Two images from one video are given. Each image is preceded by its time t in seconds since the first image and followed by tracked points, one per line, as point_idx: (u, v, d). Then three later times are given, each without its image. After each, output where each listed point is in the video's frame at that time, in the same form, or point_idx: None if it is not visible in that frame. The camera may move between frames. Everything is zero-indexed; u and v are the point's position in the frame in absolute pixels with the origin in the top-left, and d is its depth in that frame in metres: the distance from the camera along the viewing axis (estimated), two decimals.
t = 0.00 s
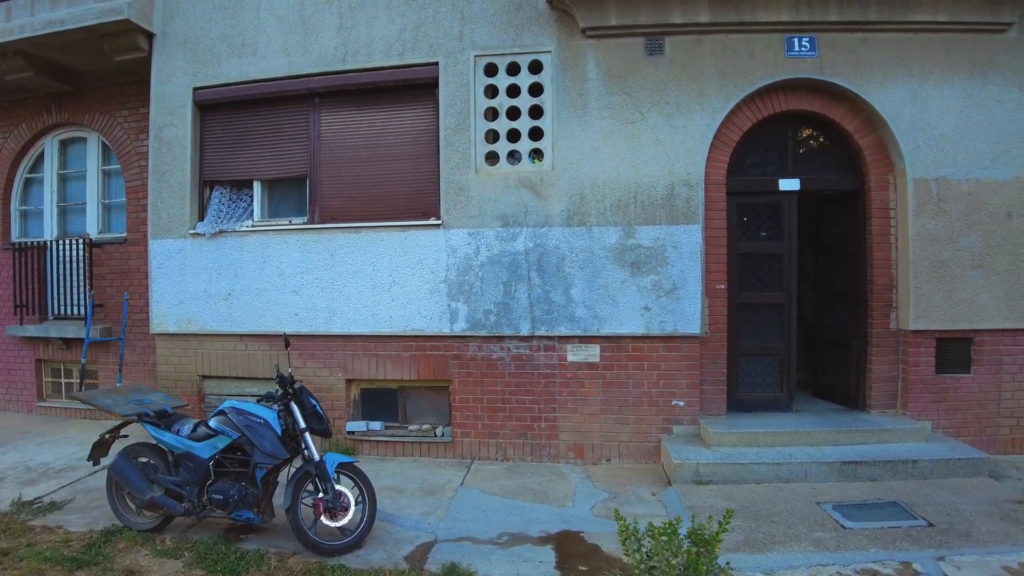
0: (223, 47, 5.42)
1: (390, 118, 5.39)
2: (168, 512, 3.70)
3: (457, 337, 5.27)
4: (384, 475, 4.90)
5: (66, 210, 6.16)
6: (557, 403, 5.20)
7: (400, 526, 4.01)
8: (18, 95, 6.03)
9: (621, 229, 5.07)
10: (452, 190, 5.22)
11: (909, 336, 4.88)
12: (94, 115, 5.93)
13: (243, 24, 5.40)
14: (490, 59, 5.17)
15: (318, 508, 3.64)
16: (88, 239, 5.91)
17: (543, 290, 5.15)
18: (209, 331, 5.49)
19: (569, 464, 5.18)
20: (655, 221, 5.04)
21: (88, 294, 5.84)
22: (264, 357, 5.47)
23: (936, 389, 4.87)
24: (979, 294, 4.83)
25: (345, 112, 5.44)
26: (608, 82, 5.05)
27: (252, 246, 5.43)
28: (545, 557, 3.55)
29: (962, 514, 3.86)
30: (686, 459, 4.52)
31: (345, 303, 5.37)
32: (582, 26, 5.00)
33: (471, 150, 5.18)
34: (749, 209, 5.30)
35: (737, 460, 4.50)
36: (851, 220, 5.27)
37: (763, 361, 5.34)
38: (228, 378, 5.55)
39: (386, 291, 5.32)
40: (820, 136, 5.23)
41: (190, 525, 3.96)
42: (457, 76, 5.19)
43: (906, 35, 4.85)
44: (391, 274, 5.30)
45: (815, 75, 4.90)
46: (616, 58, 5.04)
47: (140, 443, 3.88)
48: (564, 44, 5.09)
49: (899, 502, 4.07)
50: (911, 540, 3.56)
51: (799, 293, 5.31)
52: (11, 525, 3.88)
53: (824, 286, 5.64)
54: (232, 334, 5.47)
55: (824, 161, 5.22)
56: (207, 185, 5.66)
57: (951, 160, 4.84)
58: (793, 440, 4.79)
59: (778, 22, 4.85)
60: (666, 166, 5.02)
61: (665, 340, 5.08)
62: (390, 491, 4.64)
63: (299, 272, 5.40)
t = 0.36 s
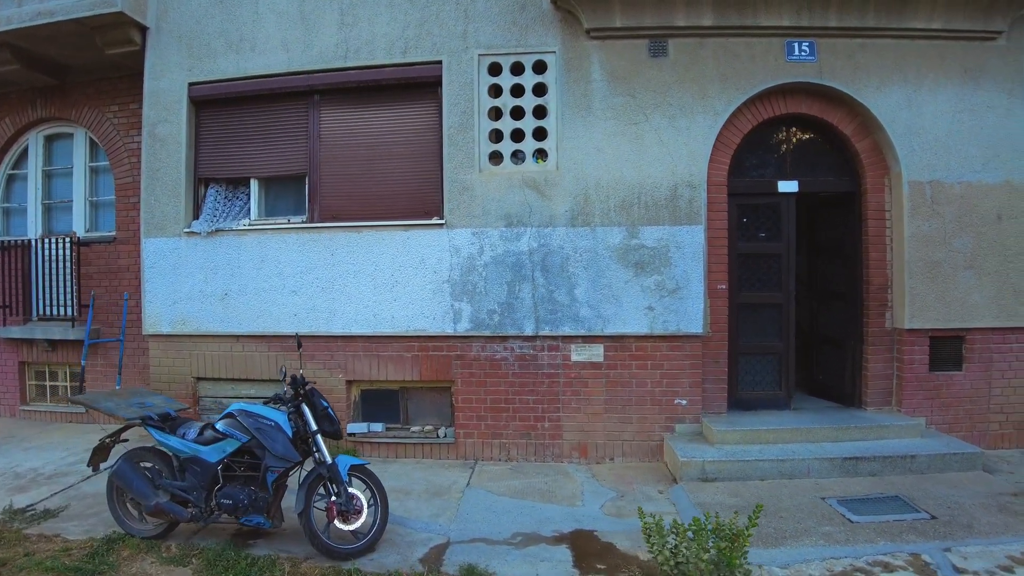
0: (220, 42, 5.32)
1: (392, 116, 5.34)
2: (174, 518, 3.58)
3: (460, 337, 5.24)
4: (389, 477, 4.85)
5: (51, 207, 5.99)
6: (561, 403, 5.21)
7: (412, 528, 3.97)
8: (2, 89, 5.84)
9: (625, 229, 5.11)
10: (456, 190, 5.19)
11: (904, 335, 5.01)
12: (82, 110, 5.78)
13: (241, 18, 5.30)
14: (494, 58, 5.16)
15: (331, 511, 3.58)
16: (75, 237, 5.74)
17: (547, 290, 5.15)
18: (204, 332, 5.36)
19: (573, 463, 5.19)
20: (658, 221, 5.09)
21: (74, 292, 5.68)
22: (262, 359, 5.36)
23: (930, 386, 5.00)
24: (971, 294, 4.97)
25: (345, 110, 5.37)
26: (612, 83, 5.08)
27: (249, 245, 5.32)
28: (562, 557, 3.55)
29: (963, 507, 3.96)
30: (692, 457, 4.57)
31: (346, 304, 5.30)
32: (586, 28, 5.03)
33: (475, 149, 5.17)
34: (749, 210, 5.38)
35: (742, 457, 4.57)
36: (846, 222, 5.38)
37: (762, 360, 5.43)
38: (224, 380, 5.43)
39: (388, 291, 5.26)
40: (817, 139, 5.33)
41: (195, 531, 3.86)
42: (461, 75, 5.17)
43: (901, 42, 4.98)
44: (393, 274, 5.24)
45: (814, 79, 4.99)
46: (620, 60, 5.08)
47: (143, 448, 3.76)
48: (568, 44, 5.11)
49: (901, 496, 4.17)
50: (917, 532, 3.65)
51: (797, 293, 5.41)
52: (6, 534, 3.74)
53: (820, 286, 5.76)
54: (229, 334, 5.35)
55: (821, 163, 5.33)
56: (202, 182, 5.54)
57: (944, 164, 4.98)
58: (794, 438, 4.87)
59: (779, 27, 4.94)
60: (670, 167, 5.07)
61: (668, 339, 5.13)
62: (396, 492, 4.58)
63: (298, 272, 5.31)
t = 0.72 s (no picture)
0: (208, 39, 5.22)
1: (385, 118, 5.32)
2: (175, 528, 3.49)
3: (455, 339, 5.24)
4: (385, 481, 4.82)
5: (22, 206, 5.79)
6: (555, 404, 5.26)
7: (417, 531, 3.97)
8: None
9: (618, 232, 5.20)
10: (451, 192, 5.20)
11: (881, 335, 5.25)
12: (58, 107, 5.62)
13: (230, 15, 5.21)
14: (489, 62, 5.20)
15: (339, 516, 3.55)
16: (49, 238, 5.54)
17: (541, 292, 5.21)
18: (190, 336, 5.23)
19: (567, 463, 5.25)
20: (649, 225, 5.20)
21: (47, 295, 5.46)
22: (250, 363, 5.25)
23: (905, 383, 5.26)
24: (942, 296, 5.25)
25: (337, 111, 5.33)
26: (605, 89, 5.18)
27: (238, 246, 5.22)
28: (571, 554, 3.61)
29: (944, 496, 4.19)
30: (687, 454, 4.69)
31: (338, 306, 5.24)
32: (581, 34, 5.12)
33: (470, 152, 5.19)
34: (734, 214, 5.55)
35: (734, 453, 4.71)
36: (826, 226, 5.61)
37: (748, 359, 5.60)
38: (211, 384, 5.31)
39: (382, 294, 5.23)
40: (799, 147, 5.55)
41: (194, 540, 3.77)
42: (456, 78, 5.18)
43: (878, 55, 5.23)
44: (387, 276, 5.22)
45: (798, 89, 5.20)
46: (612, 66, 5.18)
47: (140, 456, 3.66)
48: (562, 50, 5.19)
49: (885, 488, 4.37)
50: (905, 521, 3.84)
51: (780, 295, 5.61)
52: None
53: (799, 288, 5.98)
54: (216, 338, 5.23)
55: (802, 170, 5.54)
56: (188, 182, 5.42)
57: (918, 172, 5.24)
58: (781, 435, 5.04)
59: (766, 38, 5.13)
60: (661, 172, 5.19)
61: (659, 340, 5.25)
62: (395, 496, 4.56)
63: (289, 274, 5.23)
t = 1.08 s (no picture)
0: (196, 29, 5.08)
1: (380, 114, 5.24)
2: (175, 534, 3.36)
3: (452, 337, 5.19)
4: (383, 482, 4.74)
5: None
6: (552, 402, 5.25)
7: (423, 532, 3.92)
8: None
9: (614, 231, 5.24)
10: (448, 190, 5.15)
11: (867, 332, 5.42)
12: (34, 96, 5.41)
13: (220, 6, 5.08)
14: (487, 59, 5.18)
15: (348, 518, 3.48)
16: (23, 234, 5.30)
17: (539, 290, 5.21)
18: (177, 335, 5.06)
19: (564, 461, 5.25)
20: (645, 224, 5.26)
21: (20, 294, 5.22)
22: (240, 364, 5.11)
23: (889, 379, 5.44)
24: (923, 294, 5.45)
25: (331, 106, 5.23)
26: (602, 89, 5.22)
27: (227, 243, 5.07)
28: (582, 551, 3.61)
29: (933, 487, 4.35)
30: (685, 450, 4.75)
31: (332, 305, 5.13)
32: (578, 34, 5.14)
33: (467, 150, 5.16)
34: (725, 214, 5.65)
35: (731, 449, 4.79)
36: (812, 226, 5.76)
37: (738, 356, 5.71)
38: (198, 385, 5.15)
39: (378, 292, 5.14)
40: (787, 149, 5.68)
41: (192, 546, 3.64)
42: (452, 74, 5.14)
43: (863, 61, 5.40)
44: (383, 274, 5.14)
45: (788, 92, 5.33)
46: (609, 66, 5.22)
47: (136, 460, 3.53)
48: (560, 49, 5.20)
49: (876, 479, 4.51)
50: (900, 511, 3.97)
51: (769, 293, 5.74)
52: None
53: (785, 286, 6.12)
54: (204, 338, 5.07)
55: (790, 171, 5.68)
56: (174, 177, 5.25)
57: (901, 175, 5.43)
58: (773, 430, 5.15)
59: (758, 42, 5.25)
60: (656, 171, 5.25)
61: (654, 338, 5.30)
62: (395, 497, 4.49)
63: (281, 272, 5.10)
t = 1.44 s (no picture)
0: (193, 21, 4.92)
1: (385, 111, 5.14)
2: (190, 545, 3.23)
3: (459, 338, 5.12)
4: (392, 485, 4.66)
5: None
6: (559, 402, 5.23)
7: (441, 536, 3.85)
8: None
9: (620, 231, 5.25)
10: (455, 188, 5.08)
11: (864, 331, 5.54)
12: (18, 88, 5.18)
13: None
14: (494, 57, 5.13)
15: (369, 525, 3.39)
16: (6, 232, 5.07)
17: (546, 290, 5.18)
18: (173, 337, 4.89)
19: (571, 461, 5.24)
20: (651, 224, 5.28)
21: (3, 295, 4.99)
22: (240, 366, 4.95)
23: (885, 376, 5.57)
24: (917, 293, 5.60)
25: (333, 102, 5.11)
26: (608, 88, 5.22)
27: (227, 242, 4.91)
28: (606, 552, 3.60)
29: (935, 481, 4.47)
30: (694, 449, 4.78)
31: (336, 306, 5.01)
32: (586, 33, 5.13)
33: (474, 148, 5.10)
34: (727, 214, 5.72)
35: (738, 447, 4.85)
36: (810, 227, 5.87)
37: (739, 355, 5.78)
38: (196, 389, 4.98)
39: (383, 293, 5.05)
40: (786, 150, 5.77)
41: (204, 557, 3.50)
42: (459, 72, 5.08)
43: (861, 65, 5.52)
44: (388, 274, 5.04)
45: (790, 94, 5.41)
46: (615, 66, 5.22)
47: (145, 469, 3.38)
48: (567, 48, 5.18)
49: (880, 475, 4.62)
50: (909, 505, 4.07)
51: (769, 293, 5.82)
52: None
53: (783, 286, 6.22)
54: (202, 339, 4.91)
55: (789, 173, 5.77)
56: (168, 173, 5.07)
57: (896, 178, 5.57)
58: (777, 428, 5.22)
59: (761, 45, 5.31)
60: (661, 172, 5.28)
61: (659, 338, 5.32)
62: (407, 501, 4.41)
63: (282, 272, 4.96)
